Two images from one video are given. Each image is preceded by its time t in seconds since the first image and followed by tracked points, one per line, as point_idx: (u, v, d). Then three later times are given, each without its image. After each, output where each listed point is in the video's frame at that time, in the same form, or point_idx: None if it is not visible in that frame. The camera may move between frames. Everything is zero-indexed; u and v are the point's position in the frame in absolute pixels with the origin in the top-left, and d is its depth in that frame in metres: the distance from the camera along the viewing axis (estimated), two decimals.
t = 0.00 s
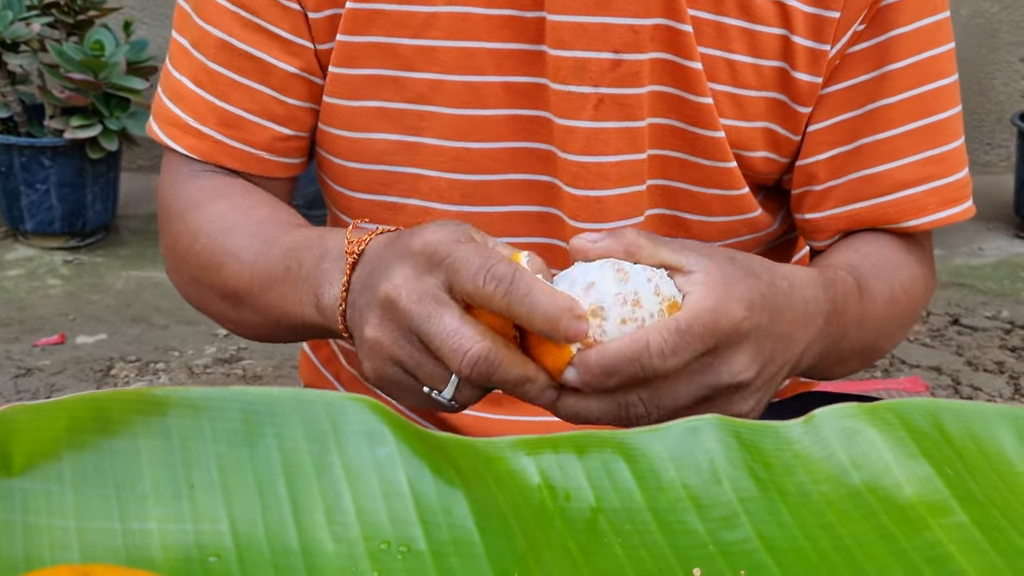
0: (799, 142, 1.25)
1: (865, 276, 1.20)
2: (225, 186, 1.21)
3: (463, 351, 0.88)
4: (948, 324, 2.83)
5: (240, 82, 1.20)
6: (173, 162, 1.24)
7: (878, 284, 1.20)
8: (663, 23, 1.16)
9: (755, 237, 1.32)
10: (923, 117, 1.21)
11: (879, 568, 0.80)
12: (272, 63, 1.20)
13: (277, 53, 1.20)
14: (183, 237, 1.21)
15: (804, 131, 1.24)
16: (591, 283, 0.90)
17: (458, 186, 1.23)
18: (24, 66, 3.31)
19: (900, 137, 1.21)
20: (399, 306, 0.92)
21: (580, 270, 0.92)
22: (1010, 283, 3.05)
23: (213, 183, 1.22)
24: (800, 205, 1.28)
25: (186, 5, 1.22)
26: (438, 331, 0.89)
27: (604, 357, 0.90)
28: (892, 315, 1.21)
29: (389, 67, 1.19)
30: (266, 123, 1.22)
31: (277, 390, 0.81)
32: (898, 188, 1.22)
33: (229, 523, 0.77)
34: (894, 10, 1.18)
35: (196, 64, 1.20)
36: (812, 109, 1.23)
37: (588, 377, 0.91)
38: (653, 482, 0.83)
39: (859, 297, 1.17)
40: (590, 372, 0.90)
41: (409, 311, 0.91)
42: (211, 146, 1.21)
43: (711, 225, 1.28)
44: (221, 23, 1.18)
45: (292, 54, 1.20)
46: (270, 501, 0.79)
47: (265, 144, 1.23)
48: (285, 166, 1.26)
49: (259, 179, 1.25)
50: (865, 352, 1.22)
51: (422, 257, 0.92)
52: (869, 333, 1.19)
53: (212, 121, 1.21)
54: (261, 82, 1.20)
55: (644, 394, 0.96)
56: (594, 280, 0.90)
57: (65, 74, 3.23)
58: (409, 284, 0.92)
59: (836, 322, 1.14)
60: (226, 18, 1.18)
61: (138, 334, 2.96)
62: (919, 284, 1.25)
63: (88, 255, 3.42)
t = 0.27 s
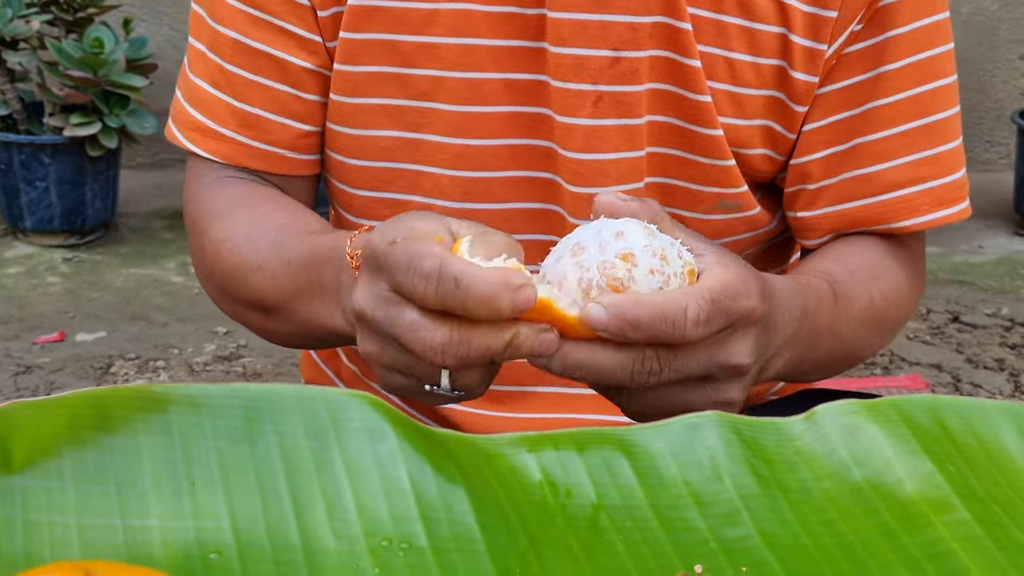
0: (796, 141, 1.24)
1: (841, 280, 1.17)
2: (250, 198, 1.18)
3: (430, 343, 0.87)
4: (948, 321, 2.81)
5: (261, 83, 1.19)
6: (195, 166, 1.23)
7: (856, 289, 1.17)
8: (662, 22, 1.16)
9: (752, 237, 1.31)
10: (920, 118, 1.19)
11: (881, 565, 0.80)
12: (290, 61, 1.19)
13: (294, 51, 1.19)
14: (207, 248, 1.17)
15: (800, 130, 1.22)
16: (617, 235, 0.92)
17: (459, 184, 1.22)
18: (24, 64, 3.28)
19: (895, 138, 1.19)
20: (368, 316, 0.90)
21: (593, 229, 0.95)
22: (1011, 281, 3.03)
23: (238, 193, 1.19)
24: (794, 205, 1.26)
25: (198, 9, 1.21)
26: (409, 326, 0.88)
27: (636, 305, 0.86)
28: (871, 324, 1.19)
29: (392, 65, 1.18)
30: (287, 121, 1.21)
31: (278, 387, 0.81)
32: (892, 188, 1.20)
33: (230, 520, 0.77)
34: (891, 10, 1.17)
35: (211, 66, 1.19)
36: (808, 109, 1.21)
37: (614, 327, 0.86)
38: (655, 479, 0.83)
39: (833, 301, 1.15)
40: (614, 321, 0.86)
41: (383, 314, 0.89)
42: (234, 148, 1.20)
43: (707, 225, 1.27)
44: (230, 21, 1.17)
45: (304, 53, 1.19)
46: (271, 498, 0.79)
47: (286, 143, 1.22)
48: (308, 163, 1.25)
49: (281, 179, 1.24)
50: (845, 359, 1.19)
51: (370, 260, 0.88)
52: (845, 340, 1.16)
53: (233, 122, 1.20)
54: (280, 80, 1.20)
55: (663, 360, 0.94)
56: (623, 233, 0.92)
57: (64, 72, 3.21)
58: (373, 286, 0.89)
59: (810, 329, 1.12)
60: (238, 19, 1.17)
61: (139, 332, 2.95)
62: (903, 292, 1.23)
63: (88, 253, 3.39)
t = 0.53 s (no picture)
0: (790, 131, 1.25)
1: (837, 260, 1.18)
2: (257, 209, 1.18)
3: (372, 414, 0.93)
4: (948, 318, 2.79)
5: (257, 95, 1.18)
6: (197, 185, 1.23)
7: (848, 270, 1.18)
8: (665, 14, 1.15)
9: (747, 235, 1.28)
10: (914, 105, 1.18)
11: (880, 563, 0.80)
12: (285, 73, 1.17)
13: (287, 62, 1.17)
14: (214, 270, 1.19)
15: (796, 120, 1.23)
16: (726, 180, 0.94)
17: (460, 183, 1.18)
18: (23, 62, 3.26)
19: (887, 126, 1.18)
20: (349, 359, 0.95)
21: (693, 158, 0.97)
22: (1010, 278, 3.02)
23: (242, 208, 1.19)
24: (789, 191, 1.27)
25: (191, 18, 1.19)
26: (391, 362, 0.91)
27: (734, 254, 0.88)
28: (863, 304, 1.20)
29: (390, 67, 1.16)
30: (285, 133, 1.19)
31: (276, 385, 0.81)
32: (885, 174, 1.19)
33: (229, 518, 0.77)
34: None
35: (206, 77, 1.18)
36: (804, 99, 1.22)
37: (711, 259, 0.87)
38: (654, 476, 0.83)
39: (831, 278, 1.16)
40: (718, 263, 0.87)
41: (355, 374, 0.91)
42: (236, 160, 1.19)
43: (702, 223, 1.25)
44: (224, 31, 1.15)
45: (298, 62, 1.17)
46: (270, 496, 0.79)
47: (282, 151, 1.20)
48: (307, 171, 1.24)
49: (281, 184, 1.23)
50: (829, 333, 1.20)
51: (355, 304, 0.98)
52: (828, 314, 1.17)
53: (231, 135, 1.19)
54: (275, 92, 1.18)
55: (670, 335, 0.88)
56: (726, 182, 0.94)
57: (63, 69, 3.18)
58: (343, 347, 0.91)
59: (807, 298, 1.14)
60: (233, 29, 1.15)
61: (137, 330, 2.94)
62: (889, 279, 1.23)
63: (88, 251, 3.38)
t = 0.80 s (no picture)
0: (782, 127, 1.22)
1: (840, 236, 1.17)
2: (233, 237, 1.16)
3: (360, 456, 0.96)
4: (945, 318, 2.79)
5: (249, 99, 1.15)
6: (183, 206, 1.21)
7: (855, 249, 1.18)
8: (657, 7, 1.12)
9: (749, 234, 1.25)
10: (909, 96, 1.16)
11: (877, 562, 0.80)
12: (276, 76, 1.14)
13: (279, 65, 1.14)
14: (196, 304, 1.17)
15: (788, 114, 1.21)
16: (755, 152, 0.86)
17: (458, 181, 1.16)
18: (21, 61, 3.25)
19: (877, 118, 1.17)
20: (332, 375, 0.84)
21: (760, 149, 0.86)
22: (1008, 278, 3.02)
23: (222, 243, 1.18)
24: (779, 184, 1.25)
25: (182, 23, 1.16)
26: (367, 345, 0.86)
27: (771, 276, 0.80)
28: (865, 296, 1.19)
29: (384, 67, 1.13)
30: (274, 136, 1.16)
31: (275, 385, 0.81)
32: (877, 165, 1.17)
33: (227, 518, 0.78)
34: None
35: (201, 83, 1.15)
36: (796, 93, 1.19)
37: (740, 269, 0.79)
38: (651, 476, 0.84)
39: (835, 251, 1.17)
40: (765, 287, 0.79)
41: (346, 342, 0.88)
42: (227, 164, 1.17)
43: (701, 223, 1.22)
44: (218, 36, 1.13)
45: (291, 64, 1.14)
46: (269, 497, 0.79)
47: (274, 154, 1.17)
48: (299, 174, 1.20)
49: (275, 190, 1.20)
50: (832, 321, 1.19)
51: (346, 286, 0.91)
52: (829, 290, 1.17)
53: (223, 138, 1.16)
54: (267, 95, 1.15)
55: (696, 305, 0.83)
56: (767, 168, 0.85)
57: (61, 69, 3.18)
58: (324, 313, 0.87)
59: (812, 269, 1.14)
60: (226, 34, 1.13)
61: (135, 330, 2.93)
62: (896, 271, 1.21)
63: (86, 251, 3.38)
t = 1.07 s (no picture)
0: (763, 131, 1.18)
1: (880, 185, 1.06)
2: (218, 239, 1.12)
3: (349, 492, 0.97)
4: (941, 319, 2.79)
5: (249, 107, 1.13)
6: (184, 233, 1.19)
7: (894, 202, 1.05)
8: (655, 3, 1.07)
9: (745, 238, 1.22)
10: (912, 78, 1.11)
11: (870, 564, 0.81)
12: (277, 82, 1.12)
13: (278, 70, 1.12)
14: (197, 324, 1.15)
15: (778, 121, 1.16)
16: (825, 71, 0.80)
17: (458, 183, 1.13)
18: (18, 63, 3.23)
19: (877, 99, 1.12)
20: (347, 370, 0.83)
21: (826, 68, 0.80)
22: (1004, 277, 3.01)
23: (222, 262, 1.16)
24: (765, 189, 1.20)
25: (179, 34, 1.14)
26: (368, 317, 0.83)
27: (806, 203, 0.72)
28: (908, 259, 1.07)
29: (382, 70, 1.10)
30: (276, 143, 1.14)
31: (271, 387, 0.82)
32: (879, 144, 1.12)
33: (222, 520, 0.78)
34: None
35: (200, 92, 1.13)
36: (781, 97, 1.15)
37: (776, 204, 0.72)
38: (647, 477, 0.84)
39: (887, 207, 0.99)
40: (791, 200, 0.71)
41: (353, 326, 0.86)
42: (227, 173, 1.14)
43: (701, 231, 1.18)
44: (217, 45, 1.11)
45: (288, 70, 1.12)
46: (264, 499, 0.79)
47: (274, 160, 1.15)
48: (302, 181, 1.18)
49: (275, 197, 1.17)
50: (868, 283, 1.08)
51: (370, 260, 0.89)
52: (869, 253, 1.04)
53: (223, 145, 1.14)
54: (266, 103, 1.13)
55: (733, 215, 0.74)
56: (826, 88, 0.80)
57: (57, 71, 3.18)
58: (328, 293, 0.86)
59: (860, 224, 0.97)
60: (224, 42, 1.11)
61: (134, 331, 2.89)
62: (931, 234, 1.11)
63: (83, 253, 3.35)
